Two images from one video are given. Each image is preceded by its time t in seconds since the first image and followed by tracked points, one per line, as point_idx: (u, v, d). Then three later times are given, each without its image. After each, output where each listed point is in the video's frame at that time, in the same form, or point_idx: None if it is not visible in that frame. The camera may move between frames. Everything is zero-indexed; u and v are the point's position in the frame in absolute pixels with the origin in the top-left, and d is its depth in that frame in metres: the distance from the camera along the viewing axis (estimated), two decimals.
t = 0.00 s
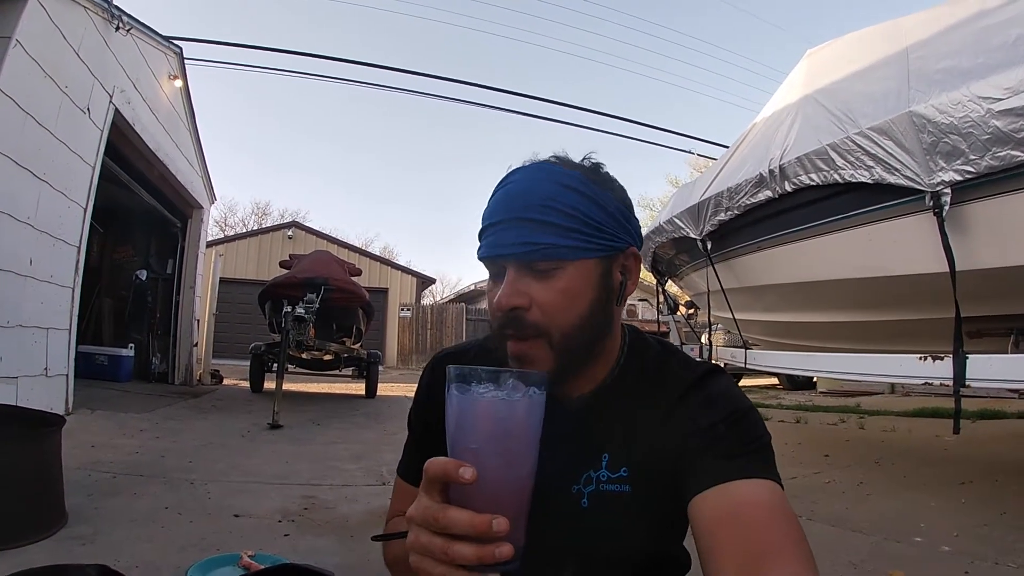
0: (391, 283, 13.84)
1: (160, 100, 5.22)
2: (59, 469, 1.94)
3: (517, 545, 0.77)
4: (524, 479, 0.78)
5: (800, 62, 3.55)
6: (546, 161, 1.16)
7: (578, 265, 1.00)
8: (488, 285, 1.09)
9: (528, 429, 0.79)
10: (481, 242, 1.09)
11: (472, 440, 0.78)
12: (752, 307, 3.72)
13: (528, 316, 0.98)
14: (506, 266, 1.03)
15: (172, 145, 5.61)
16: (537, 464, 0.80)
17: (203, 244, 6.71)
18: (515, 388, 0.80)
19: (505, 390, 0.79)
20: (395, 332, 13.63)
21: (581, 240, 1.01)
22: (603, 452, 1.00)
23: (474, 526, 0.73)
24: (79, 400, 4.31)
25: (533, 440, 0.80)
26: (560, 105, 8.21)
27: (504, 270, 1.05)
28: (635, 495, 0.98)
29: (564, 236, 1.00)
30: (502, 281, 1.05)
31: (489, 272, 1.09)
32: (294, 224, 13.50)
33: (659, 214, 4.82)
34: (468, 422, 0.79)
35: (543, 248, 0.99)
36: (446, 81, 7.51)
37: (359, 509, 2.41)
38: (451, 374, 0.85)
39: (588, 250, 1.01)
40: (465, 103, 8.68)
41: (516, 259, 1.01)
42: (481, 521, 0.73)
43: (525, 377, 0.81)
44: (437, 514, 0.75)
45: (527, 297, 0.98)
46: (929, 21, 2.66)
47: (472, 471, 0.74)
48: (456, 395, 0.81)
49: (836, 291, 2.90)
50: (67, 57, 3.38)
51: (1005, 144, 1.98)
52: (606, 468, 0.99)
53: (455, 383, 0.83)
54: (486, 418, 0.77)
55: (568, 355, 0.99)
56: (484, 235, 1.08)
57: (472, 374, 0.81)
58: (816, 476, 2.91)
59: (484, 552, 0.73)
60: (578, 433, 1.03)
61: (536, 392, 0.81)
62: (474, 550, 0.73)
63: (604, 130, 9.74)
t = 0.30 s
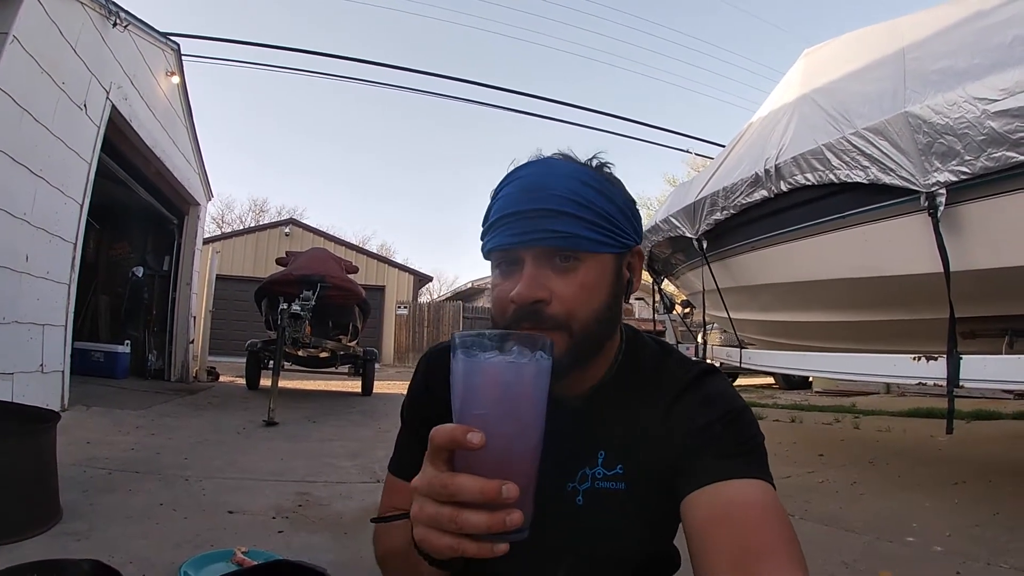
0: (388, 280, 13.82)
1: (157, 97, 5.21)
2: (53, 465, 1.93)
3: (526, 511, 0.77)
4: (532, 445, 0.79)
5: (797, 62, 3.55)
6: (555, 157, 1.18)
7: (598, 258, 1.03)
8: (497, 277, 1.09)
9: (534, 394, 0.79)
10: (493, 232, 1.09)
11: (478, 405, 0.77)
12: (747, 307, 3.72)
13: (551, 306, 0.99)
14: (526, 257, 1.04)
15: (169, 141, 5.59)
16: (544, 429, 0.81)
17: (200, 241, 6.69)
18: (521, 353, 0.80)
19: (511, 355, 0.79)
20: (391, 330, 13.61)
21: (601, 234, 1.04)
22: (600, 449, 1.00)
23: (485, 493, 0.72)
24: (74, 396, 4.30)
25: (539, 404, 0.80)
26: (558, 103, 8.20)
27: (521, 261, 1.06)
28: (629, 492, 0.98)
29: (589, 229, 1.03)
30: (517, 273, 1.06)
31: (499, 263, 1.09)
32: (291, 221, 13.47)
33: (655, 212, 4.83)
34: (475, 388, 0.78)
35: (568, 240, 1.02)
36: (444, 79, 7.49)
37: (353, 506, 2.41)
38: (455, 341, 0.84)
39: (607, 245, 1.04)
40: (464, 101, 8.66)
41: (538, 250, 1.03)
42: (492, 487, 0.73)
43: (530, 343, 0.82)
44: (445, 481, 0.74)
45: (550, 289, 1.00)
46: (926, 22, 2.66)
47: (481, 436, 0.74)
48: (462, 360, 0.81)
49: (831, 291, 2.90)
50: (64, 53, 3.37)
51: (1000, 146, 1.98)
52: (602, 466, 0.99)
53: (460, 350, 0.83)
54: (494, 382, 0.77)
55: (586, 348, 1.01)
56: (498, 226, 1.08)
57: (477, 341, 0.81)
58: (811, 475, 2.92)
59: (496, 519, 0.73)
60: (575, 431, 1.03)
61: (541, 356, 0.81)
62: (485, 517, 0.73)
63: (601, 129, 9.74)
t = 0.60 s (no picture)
0: (386, 281, 13.81)
1: (154, 99, 5.20)
2: (53, 468, 1.93)
3: (542, 500, 0.78)
4: (550, 436, 0.79)
5: (793, 60, 3.56)
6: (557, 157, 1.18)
7: (609, 259, 1.04)
8: (505, 277, 1.08)
9: (554, 386, 0.80)
10: (502, 233, 1.08)
11: (499, 395, 0.77)
12: (746, 305, 3.73)
13: (567, 308, 1.00)
14: (538, 258, 1.04)
15: (166, 143, 5.58)
16: (562, 420, 0.81)
17: (197, 242, 6.68)
18: (541, 345, 0.80)
19: (532, 347, 0.79)
20: (390, 330, 13.60)
21: (612, 234, 1.05)
22: (603, 447, 1.00)
23: (506, 481, 0.73)
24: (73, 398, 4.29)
25: (558, 395, 0.80)
26: (555, 102, 8.20)
27: (532, 262, 1.06)
28: (633, 490, 0.98)
29: (602, 229, 1.04)
30: (528, 274, 1.06)
31: (508, 265, 1.08)
32: (289, 222, 13.46)
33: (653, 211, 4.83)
34: (497, 377, 0.78)
35: (582, 241, 1.02)
36: (441, 79, 7.49)
37: (353, 507, 2.41)
38: (475, 331, 0.85)
39: (617, 245, 1.06)
40: (461, 101, 8.66)
41: (551, 251, 1.03)
42: (513, 475, 0.73)
43: (550, 335, 0.82)
44: (465, 468, 0.74)
45: (566, 291, 1.01)
46: (922, 19, 2.66)
47: (503, 425, 0.74)
48: (483, 352, 0.81)
49: (829, 288, 2.91)
50: (61, 55, 3.37)
51: (996, 142, 1.98)
52: (605, 464, 0.99)
53: (480, 341, 0.83)
54: (517, 374, 0.77)
55: (599, 349, 1.02)
56: (506, 226, 1.08)
57: (499, 331, 0.81)
58: (810, 473, 2.92)
59: (517, 507, 0.73)
60: (578, 430, 1.02)
61: (560, 349, 0.81)
62: (505, 505, 0.73)
63: (598, 128, 9.75)
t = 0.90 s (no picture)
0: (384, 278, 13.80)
1: (152, 95, 5.18)
2: (49, 465, 1.92)
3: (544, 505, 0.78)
4: (551, 442, 0.79)
5: (792, 60, 3.56)
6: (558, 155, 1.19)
7: (611, 256, 1.05)
8: (507, 274, 1.07)
9: (555, 394, 0.80)
10: (503, 228, 1.08)
11: (501, 402, 0.77)
12: (744, 304, 3.73)
13: (570, 303, 0.99)
14: (540, 254, 1.04)
15: (164, 140, 5.56)
16: (562, 426, 0.81)
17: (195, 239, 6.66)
18: (542, 353, 0.80)
19: (533, 354, 0.79)
20: (387, 328, 13.59)
21: (613, 231, 1.05)
22: (602, 445, 1.00)
23: (508, 489, 0.73)
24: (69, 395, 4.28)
25: (558, 403, 0.80)
26: (554, 101, 8.19)
27: (535, 258, 1.05)
28: (631, 489, 0.98)
29: (604, 226, 1.04)
30: (529, 270, 1.05)
31: (509, 261, 1.08)
32: (286, 219, 13.43)
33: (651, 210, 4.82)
34: (498, 386, 0.78)
35: (585, 236, 1.02)
36: (439, 76, 7.47)
37: (351, 504, 2.40)
38: (476, 338, 0.84)
39: (618, 242, 1.06)
40: (460, 98, 8.64)
41: (554, 247, 1.03)
42: (516, 482, 0.73)
43: (551, 342, 0.82)
44: (468, 476, 0.74)
45: (568, 287, 1.00)
46: (922, 20, 2.67)
47: (505, 434, 0.74)
48: (484, 359, 0.81)
49: (827, 288, 2.91)
50: (59, 51, 3.35)
51: (995, 143, 1.99)
52: (604, 462, 0.99)
53: (480, 348, 0.82)
54: (519, 382, 0.77)
55: (600, 346, 1.02)
56: (508, 222, 1.07)
57: (500, 338, 0.81)
58: (807, 472, 2.93)
59: (520, 514, 0.73)
60: (576, 428, 1.02)
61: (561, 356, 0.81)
62: (508, 512, 0.73)
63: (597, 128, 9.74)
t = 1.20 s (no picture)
0: (382, 278, 13.79)
1: (151, 94, 5.17)
2: (48, 463, 1.92)
3: (534, 511, 0.78)
4: (541, 448, 0.79)
5: (792, 60, 3.56)
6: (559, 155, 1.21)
7: (609, 251, 1.05)
8: (505, 267, 1.07)
9: (546, 401, 0.80)
10: (502, 223, 1.08)
11: (491, 409, 0.78)
12: (742, 305, 3.73)
13: (569, 295, 0.99)
14: (540, 246, 1.04)
15: (162, 138, 5.55)
16: (553, 433, 0.81)
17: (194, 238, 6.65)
18: (532, 359, 0.80)
19: (523, 361, 0.79)
20: (385, 328, 13.58)
21: (612, 227, 1.06)
22: (598, 445, 1.00)
23: (497, 494, 0.73)
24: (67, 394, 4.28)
25: (549, 410, 0.80)
26: (553, 101, 8.19)
27: (533, 251, 1.05)
28: (628, 489, 0.98)
29: (603, 221, 1.05)
30: (528, 263, 1.05)
31: (507, 253, 1.08)
32: (285, 218, 13.43)
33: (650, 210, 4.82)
34: (488, 393, 0.78)
35: (584, 229, 1.03)
36: (439, 76, 7.47)
37: (349, 504, 2.40)
38: (466, 346, 0.85)
39: (616, 238, 1.07)
40: (459, 98, 8.64)
41: (553, 238, 1.03)
42: (505, 489, 0.73)
43: (542, 349, 0.82)
44: (457, 481, 0.75)
45: (567, 280, 1.00)
46: (921, 21, 2.67)
47: (495, 441, 0.74)
48: (475, 365, 0.81)
49: (826, 289, 2.91)
50: (58, 50, 3.35)
51: (994, 145, 1.99)
52: (600, 462, 0.99)
53: (472, 355, 0.83)
54: (509, 389, 0.77)
55: (597, 341, 1.02)
56: (508, 215, 1.07)
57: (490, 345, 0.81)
58: (805, 473, 2.93)
59: (508, 520, 0.73)
60: (573, 429, 1.03)
61: (552, 363, 0.81)
62: (497, 518, 0.74)
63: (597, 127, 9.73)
